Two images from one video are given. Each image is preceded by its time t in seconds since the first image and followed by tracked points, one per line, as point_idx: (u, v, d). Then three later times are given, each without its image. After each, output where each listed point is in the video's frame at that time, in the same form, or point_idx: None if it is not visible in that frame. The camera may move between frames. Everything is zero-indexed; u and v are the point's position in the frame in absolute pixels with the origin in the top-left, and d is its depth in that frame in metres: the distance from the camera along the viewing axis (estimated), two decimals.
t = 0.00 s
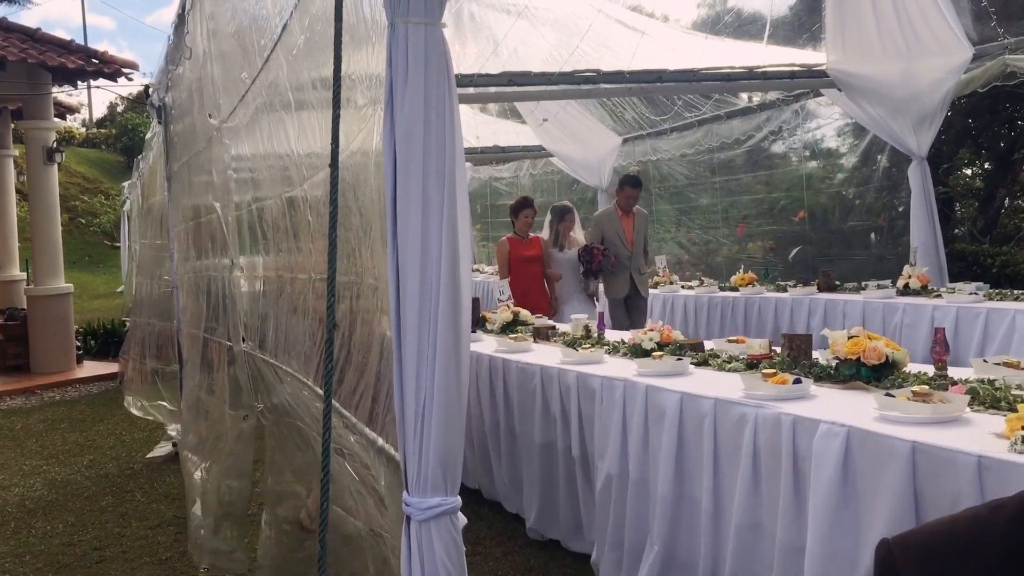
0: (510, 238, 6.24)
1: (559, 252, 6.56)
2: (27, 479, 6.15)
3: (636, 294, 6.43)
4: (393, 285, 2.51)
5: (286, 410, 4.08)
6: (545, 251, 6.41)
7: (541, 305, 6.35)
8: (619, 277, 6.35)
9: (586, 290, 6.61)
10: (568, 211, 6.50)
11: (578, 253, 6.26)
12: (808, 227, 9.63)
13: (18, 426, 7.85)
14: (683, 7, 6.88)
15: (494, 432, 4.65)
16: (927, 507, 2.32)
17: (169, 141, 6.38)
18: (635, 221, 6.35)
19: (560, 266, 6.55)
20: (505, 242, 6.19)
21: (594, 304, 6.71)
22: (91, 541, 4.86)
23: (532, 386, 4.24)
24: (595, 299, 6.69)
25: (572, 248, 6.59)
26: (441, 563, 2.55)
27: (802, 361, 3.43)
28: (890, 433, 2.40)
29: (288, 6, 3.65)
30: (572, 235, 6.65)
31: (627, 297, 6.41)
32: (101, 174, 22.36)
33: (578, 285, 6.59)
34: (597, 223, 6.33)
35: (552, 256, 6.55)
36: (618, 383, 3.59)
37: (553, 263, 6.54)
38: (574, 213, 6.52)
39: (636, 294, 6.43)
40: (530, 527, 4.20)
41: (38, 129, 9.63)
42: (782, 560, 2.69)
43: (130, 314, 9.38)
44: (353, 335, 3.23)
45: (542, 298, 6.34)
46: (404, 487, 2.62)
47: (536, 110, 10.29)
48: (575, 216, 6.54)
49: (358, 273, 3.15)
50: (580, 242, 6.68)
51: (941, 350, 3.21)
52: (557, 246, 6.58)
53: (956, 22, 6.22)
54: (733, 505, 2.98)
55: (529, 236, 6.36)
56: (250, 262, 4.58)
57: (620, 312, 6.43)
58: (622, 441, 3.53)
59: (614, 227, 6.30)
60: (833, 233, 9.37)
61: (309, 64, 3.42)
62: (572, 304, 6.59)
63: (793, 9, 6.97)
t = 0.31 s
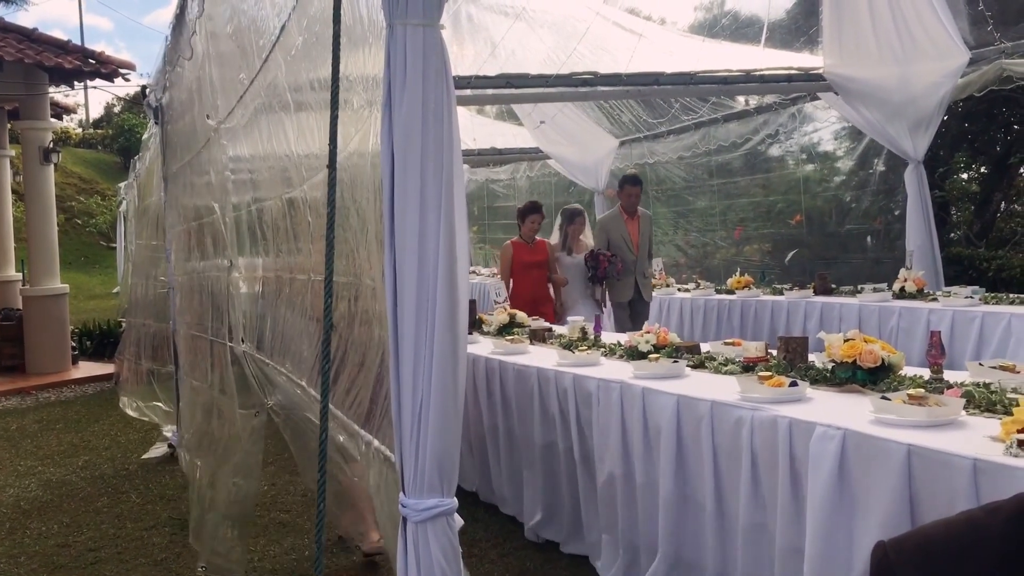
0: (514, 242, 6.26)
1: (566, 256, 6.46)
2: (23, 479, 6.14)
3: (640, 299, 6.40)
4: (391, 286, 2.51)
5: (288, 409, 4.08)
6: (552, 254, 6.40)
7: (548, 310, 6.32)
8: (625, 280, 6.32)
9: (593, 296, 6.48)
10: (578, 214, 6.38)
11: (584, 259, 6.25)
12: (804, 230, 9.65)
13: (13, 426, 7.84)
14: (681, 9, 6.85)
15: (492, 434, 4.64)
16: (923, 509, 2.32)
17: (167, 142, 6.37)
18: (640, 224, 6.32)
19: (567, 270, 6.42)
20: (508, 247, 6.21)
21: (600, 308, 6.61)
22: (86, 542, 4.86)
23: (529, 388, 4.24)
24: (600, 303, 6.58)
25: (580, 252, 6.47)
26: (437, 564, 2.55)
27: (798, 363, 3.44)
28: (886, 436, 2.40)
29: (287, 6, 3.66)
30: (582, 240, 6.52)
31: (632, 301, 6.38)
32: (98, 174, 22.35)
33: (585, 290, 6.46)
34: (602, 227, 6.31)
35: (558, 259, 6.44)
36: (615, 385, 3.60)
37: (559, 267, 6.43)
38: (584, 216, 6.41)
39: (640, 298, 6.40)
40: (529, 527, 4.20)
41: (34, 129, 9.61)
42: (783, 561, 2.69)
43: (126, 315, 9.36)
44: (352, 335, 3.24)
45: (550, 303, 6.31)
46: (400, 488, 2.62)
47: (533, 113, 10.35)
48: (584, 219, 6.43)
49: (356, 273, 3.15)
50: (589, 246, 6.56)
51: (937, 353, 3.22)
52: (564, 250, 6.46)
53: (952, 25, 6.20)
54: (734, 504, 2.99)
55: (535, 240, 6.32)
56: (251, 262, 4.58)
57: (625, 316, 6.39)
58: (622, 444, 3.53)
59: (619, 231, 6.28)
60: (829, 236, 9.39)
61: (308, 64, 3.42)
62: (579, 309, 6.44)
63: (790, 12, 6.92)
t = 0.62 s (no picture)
0: (529, 239, 6.14)
1: (572, 255, 6.39)
2: (17, 479, 6.13)
3: (649, 302, 6.17)
4: (389, 287, 2.52)
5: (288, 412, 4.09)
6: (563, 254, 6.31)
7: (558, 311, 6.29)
8: (633, 283, 6.09)
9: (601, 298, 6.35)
10: (586, 213, 6.34)
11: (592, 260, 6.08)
12: (800, 233, 9.65)
13: (7, 426, 7.82)
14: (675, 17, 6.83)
15: (490, 434, 4.64)
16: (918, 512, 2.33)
17: (165, 142, 6.39)
18: (643, 224, 6.07)
19: (574, 269, 6.37)
20: (523, 244, 6.11)
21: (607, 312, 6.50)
22: (80, 542, 4.85)
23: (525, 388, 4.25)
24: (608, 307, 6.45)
25: (588, 252, 6.40)
26: (434, 564, 2.55)
27: (793, 366, 3.45)
28: (882, 438, 2.41)
29: (289, 6, 3.69)
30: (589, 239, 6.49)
31: (641, 304, 6.15)
32: (94, 175, 22.34)
33: (591, 291, 6.41)
34: (605, 229, 6.07)
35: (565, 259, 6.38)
36: (611, 386, 3.61)
37: (567, 266, 6.36)
38: (592, 216, 6.36)
39: (649, 301, 6.19)
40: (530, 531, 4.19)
41: (30, 128, 9.61)
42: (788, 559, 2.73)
43: (121, 315, 9.34)
44: (353, 335, 3.25)
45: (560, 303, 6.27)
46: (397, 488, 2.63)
47: (528, 115, 10.40)
48: (592, 219, 6.37)
49: (356, 272, 3.17)
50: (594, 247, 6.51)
51: (933, 356, 3.23)
52: (572, 249, 6.40)
53: (946, 28, 6.24)
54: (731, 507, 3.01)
55: (548, 238, 6.27)
56: (251, 262, 4.60)
57: (633, 321, 6.16)
58: (618, 445, 3.53)
59: (623, 233, 6.03)
60: (825, 239, 9.41)
61: (308, 65, 3.44)
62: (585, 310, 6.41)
63: (787, 15, 6.88)
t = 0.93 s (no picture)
0: (531, 238, 5.96)
1: (577, 257, 6.27)
2: (10, 478, 6.10)
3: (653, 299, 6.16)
4: (384, 284, 2.52)
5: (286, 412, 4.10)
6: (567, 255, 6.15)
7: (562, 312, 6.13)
8: (635, 282, 6.07)
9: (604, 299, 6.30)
10: (588, 213, 6.29)
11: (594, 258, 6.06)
12: (795, 233, 9.67)
13: None
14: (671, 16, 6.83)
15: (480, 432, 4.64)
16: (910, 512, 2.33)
17: (160, 141, 6.37)
18: (642, 221, 6.05)
19: (579, 271, 6.24)
20: (525, 243, 5.92)
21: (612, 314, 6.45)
22: (74, 541, 4.83)
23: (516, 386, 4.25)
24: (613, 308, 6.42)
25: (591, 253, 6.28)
26: (429, 564, 2.55)
27: (788, 366, 3.46)
28: (874, 438, 2.43)
29: (291, 4, 3.71)
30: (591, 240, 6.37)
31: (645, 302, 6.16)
32: (87, 174, 22.26)
33: (596, 294, 6.31)
34: (604, 226, 6.07)
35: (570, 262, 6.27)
36: (605, 386, 3.63)
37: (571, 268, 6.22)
38: (594, 216, 6.32)
39: (652, 298, 6.17)
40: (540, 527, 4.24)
41: (24, 127, 9.58)
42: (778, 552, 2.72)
43: (113, 314, 9.30)
44: (353, 332, 3.27)
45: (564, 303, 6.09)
46: (393, 487, 2.64)
47: (524, 114, 10.41)
48: (595, 219, 6.32)
49: (356, 270, 3.19)
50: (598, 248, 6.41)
51: (927, 356, 3.24)
52: (575, 251, 6.28)
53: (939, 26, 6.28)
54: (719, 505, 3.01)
55: (551, 236, 6.07)
56: (252, 260, 4.60)
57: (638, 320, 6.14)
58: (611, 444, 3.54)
59: (622, 231, 6.02)
60: (819, 239, 9.43)
61: (310, 63, 3.45)
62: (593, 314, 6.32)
63: (781, 14, 7.06)
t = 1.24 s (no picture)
0: (530, 237, 5.97)
1: (576, 254, 6.13)
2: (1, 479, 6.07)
3: (654, 298, 6.11)
4: (375, 283, 2.51)
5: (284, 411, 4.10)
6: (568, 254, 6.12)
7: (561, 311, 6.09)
8: (635, 282, 6.01)
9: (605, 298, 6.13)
10: (588, 209, 6.18)
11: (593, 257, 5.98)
12: (787, 230, 9.67)
13: None
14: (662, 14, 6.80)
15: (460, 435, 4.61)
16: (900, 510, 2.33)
17: (151, 139, 6.34)
18: (645, 220, 6.03)
19: (578, 269, 6.12)
20: (524, 243, 5.93)
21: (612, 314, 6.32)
22: (65, 542, 4.81)
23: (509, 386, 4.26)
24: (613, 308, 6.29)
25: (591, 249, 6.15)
26: (421, 563, 2.55)
27: (779, 363, 3.46)
28: (864, 435, 2.43)
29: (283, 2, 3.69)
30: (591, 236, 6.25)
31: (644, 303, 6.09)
32: (77, 172, 22.14)
33: (597, 293, 6.16)
34: (606, 224, 6.00)
35: (570, 259, 6.12)
36: (597, 384, 3.64)
37: (571, 266, 6.11)
38: (593, 212, 6.21)
39: (653, 297, 6.13)
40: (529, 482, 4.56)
41: (13, 125, 9.51)
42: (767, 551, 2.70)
43: (104, 313, 9.24)
44: (347, 331, 3.26)
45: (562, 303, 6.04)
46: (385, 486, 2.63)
47: (516, 111, 10.42)
48: (594, 215, 6.21)
49: (349, 269, 3.18)
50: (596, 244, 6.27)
51: (917, 352, 3.25)
52: (575, 247, 6.15)
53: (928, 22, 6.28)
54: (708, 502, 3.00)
55: (551, 235, 6.09)
56: (246, 259, 4.59)
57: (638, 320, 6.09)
58: (602, 442, 3.55)
59: (625, 229, 5.96)
60: (811, 236, 9.44)
61: (303, 61, 3.43)
62: (593, 314, 6.17)
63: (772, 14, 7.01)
